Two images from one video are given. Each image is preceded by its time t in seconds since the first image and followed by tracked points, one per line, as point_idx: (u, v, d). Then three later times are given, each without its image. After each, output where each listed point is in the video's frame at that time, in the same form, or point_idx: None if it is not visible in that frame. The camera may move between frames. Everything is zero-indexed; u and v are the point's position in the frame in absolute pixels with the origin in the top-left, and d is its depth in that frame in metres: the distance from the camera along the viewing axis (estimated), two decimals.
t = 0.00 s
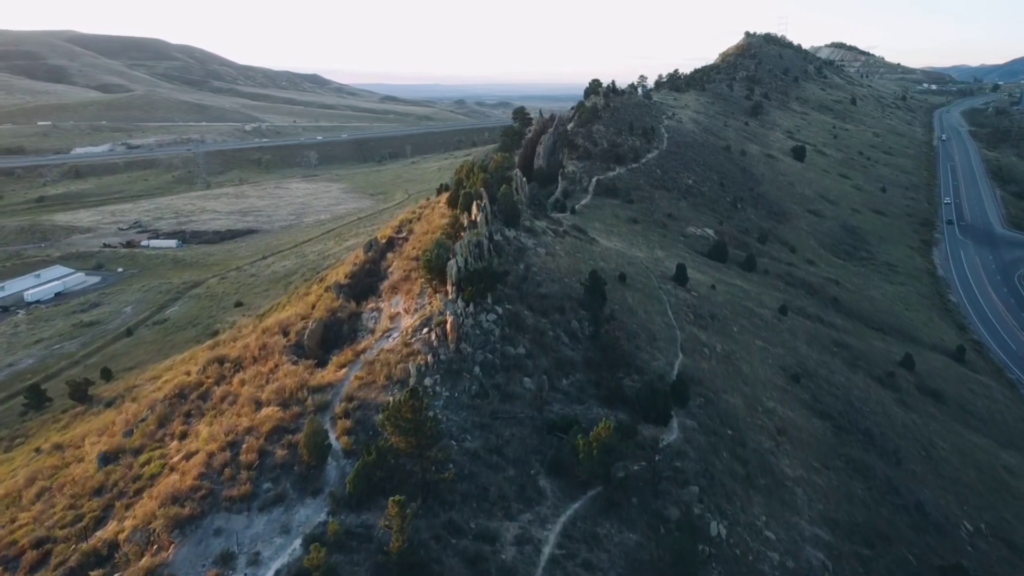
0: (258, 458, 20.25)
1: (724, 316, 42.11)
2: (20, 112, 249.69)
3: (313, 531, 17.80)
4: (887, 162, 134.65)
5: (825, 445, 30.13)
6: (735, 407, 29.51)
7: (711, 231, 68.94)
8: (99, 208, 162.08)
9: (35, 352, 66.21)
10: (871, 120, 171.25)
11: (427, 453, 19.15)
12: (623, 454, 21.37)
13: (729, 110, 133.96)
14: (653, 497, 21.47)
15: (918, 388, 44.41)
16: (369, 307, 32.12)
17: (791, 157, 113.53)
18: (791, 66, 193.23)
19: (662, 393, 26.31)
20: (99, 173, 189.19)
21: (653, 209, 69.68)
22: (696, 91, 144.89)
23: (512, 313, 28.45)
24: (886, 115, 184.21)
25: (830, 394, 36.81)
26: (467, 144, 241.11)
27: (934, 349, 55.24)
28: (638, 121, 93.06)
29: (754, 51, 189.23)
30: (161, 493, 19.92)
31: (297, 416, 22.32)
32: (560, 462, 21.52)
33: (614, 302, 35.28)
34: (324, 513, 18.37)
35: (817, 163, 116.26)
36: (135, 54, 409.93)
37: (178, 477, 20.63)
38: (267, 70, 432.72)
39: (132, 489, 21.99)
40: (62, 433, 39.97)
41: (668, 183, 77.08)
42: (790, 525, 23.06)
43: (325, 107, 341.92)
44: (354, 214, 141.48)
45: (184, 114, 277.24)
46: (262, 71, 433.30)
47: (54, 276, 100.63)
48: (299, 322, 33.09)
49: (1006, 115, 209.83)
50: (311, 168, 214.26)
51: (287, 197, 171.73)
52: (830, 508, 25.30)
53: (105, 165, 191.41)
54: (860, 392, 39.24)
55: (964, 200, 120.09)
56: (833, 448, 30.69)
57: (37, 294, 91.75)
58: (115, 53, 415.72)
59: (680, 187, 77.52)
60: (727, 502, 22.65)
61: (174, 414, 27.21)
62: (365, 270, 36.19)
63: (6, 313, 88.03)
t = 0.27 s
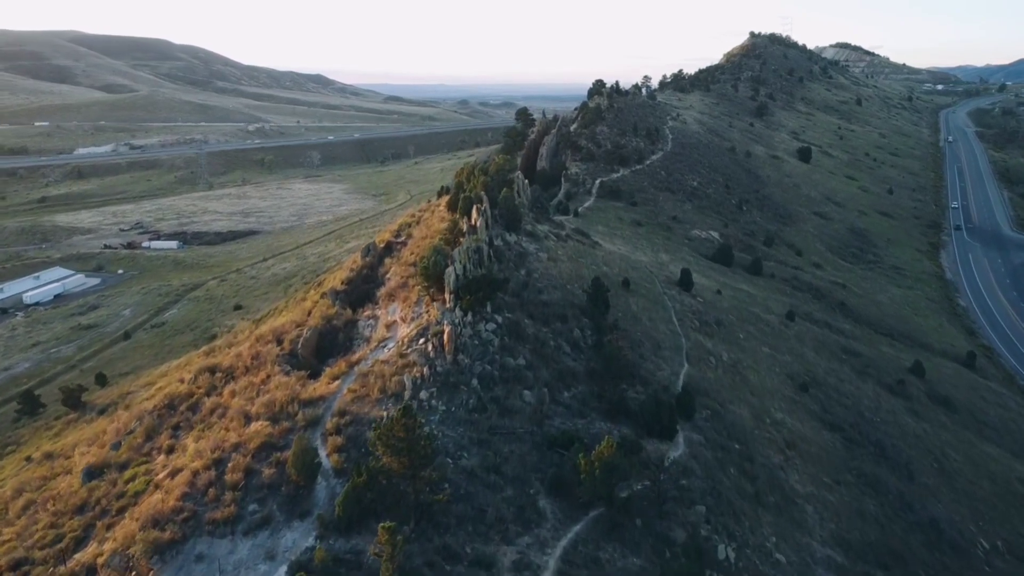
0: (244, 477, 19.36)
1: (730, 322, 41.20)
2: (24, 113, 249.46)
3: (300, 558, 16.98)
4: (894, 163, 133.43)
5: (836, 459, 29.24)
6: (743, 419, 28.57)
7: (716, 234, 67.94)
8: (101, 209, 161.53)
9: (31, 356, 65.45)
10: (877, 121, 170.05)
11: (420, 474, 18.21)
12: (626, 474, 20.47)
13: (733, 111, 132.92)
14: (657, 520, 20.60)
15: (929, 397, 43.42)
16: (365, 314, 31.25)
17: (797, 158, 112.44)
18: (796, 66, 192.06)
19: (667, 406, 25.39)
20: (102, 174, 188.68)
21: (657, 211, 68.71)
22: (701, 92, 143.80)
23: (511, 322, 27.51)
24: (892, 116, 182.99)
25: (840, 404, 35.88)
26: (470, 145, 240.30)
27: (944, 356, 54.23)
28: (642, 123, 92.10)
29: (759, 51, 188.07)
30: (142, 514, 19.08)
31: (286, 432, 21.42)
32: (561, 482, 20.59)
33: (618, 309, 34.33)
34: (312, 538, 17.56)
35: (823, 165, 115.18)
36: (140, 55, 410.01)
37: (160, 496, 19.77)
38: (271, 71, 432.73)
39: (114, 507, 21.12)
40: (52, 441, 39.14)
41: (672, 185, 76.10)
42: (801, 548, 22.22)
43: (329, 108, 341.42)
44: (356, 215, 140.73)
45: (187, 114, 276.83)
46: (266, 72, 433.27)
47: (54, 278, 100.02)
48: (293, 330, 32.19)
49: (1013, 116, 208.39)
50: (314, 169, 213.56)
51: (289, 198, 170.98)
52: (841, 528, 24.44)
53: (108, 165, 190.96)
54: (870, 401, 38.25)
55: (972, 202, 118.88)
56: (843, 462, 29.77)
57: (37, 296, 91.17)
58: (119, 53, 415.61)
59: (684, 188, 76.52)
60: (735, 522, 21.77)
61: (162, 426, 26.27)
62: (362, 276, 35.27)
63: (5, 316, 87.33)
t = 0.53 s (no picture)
0: (231, 499, 18.49)
1: (738, 329, 40.23)
2: (30, 113, 249.42)
3: None
4: (902, 164, 132.05)
5: (849, 475, 28.34)
6: (752, 432, 27.65)
7: (723, 237, 66.94)
8: (105, 210, 161.14)
9: (30, 359, 64.83)
10: (885, 122, 168.54)
11: (415, 496, 17.33)
12: (632, 496, 19.63)
13: (740, 111, 131.76)
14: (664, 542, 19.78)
15: (943, 405, 42.43)
16: (363, 322, 30.36)
17: (805, 159, 111.19)
18: (803, 66, 190.64)
19: (675, 420, 24.50)
20: (106, 174, 188.34)
21: (663, 214, 67.73)
22: (707, 93, 142.65)
23: (513, 331, 26.58)
24: (900, 116, 181.41)
25: (852, 415, 34.93)
26: (475, 145, 239.43)
27: (957, 362, 53.18)
28: (648, 123, 91.10)
29: (766, 52, 186.74)
30: (124, 536, 18.23)
31: (277, 449, 20.55)
32: (564, 503, 19.78)
33: (623, 316, 33.41)
34: (300, 566, 16.71)
35: (831, 166, 113.95)
36: (146, 55, 410.25)
37: (144, 517, 18.92)
38: (277, 72, 432.64)
39: (97, 527, 20.30)
40: (47, 449, 38.39)
41: (679, 187, 75.12)
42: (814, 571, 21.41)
43: (334, 108, 340.72)
44: (360, 216, 139.96)
45: (193, 114, 276.56)
46: (272, 73, 433.14)
47: (56, 279, 99.51)
48: (290, 338, 31.31)
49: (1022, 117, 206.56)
50: (318, 169, 212.91)
51: (293, 198, 170.27)
52: (856, 548, 23.58)
53: (112, 166, 190.59)
54: (882, 411, 37.29)
55: (983, 204, 117.49)
56: (856, 477, 28.82)
57: (39, 298, 90.64)
58: (125, 53, 415.65)
59: (691, 190, 75.53)
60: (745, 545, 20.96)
61: (153, 439, 25.45)
62: (361, 282, 34.36)
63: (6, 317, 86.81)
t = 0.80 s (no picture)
0: (218, 521, 17.61)
1: (750, 336, 39.21)
2: (40, 113, 249.96)
3: None
4: (915, 165, 130.34)
5: (866, 492, 27.39)
6: (765, 447, 26.68)
7: (733, 240, 65.84)
8: (113, 210, 161.08)
9: (33, 361, 64.34)
10: (897, 122, 166.76)
11: (412, 521, 16.52)
12: (640, 520, 18.73)
13: (750, 112, 130.43)
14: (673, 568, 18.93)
15: (960, 415, 41.30)
16: (363, 331, 29.47)
17: (816, 160, 109.76)
18: (813, 66, 188.97)
19: (684, 436, 23.55)
20: (115, 174, 188.36)
21: (673, 216, 66.67)
22: (717, 93, 141.36)
23: (517, 341, 25.64)
24: (912, 117, 179.51)
25: (868, 425, 33.89)
26: (484, 145, 238.63)
27: (974, 369, 51.96)
28: (657, 124, 90.04)
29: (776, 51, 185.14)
30: (105, 560, 17.39)
31: (269, 466, 19.68)
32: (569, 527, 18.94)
33: (631, 324, 32.44)
34: None
35: (843, 167, 112.54)
36: (157, 56, 411.16)
37: (128, 539, 18.08)
38: (286, 72, 433.16)
39: (81, 547, 19.48)
40: (44, 456, 37.70)
41: (688, 189, 74.04)
42: None
43: (343, 108, 340.61)
44: (367, 217, 139.32)
45: (202, 114, 276.75)
46: (281, 73, 433.54)
47: (62, 280, 99.19)
48: (289, 346, 30.44)
49: None
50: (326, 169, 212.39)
51: (301, 199, 169.77)
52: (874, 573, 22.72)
53: (121, 166, 190.63)
54: (899, 421, 36.24)
55: (997, 206, 115.81)
56: (873, 494, 27.85)
57: (44, 299, 90.35)
58: (135, 53, 416.62)
59: (700, 192, 74.45)
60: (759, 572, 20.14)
61: (145, 451, 24.62)
62: (363, 288, 33.47)
63: (11, 319, 86.49)
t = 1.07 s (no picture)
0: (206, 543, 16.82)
1: (763, 344, 38.18)
2: (52, 113, 250.72)
3: None
4: (929, 167, 128.61)
5: (884, 510, 26.38)
6: (779, 462, 25.68)
7: (745, 243, 64.70)
8: (123, 210, 161.16)
9: (38, 364, 63.90)
10: (911, 123, 164.87)
11: (407, 547, 15.88)
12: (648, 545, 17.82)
13: (763, 113, 129.06)
14: None
15: (980, 426, 40.12)
16: (365, 339, 28.66)
17: (829, 162, 108.32)
18: (826, 66, 187.19)
19: (695, 453, 22.61)
20: (125, 174, 188.53)
21: (683, 219, 65.60)
22: (729, 93, 140.05)
23: (522, 352, 24.77)
24: (926, 118, 177.59)
25: (885, 438, 32.84)
26: (493, 146, 237.82)
27: (992, 377, 50.71)
28: (668, 125, 88.97)
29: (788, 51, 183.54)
30: None
31: (261, 485, 18.88)
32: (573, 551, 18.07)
33: (641, 332, 31.48)
34: None
35: (857, 169, 111.05)
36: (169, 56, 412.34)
37: (113, 561, 17.33)
38: (297, 72, 433.85)
39: (66, 568, 18.74)
40: (42, 463, 37.06)
41: (699, 191, 72.96)
42: None
43: (353, 108, 340.63)
44: (376, 218, 138.76)
45: (212, 114, 277.14)
46: (292, 73, 434.03)
47: (70, 280, 98.99)
48: (289, 354, 29.66)
49: None
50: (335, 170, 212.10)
51: (310, 199, 169.35)
52: None
53: (131, 166, 190.80)
54: (917, 432, 35.14)
55: (1013, 208, 114.04)
56: (892, 512, 26.81)
57: (51, 300, 90.11)
58: (147, 53, 417.96)
59: (711, 195, 73.33)
60: None
61: (138, 464, 23.89)
62: (366, 295, 32.65)
63: (18, 320, 86.24)
